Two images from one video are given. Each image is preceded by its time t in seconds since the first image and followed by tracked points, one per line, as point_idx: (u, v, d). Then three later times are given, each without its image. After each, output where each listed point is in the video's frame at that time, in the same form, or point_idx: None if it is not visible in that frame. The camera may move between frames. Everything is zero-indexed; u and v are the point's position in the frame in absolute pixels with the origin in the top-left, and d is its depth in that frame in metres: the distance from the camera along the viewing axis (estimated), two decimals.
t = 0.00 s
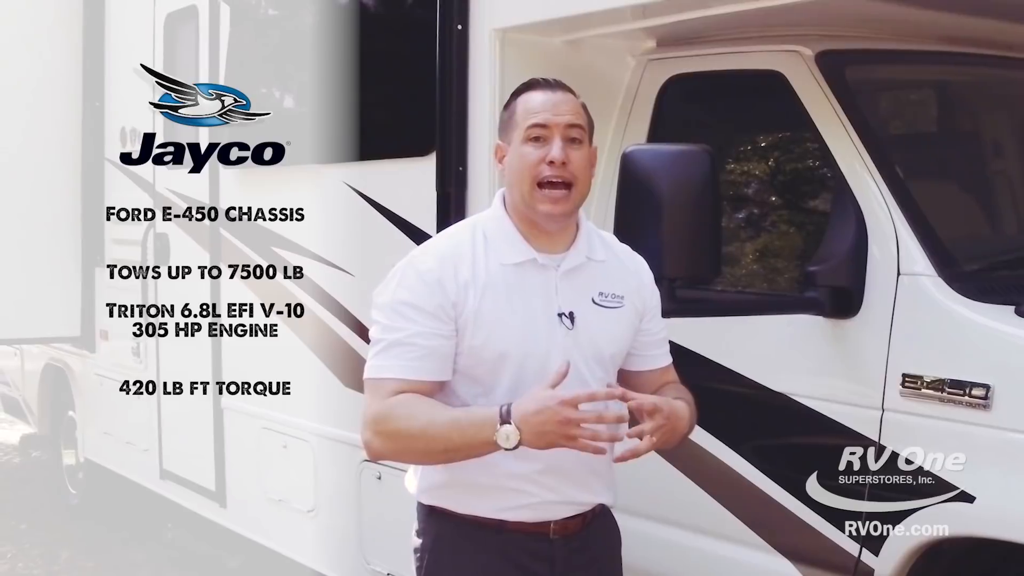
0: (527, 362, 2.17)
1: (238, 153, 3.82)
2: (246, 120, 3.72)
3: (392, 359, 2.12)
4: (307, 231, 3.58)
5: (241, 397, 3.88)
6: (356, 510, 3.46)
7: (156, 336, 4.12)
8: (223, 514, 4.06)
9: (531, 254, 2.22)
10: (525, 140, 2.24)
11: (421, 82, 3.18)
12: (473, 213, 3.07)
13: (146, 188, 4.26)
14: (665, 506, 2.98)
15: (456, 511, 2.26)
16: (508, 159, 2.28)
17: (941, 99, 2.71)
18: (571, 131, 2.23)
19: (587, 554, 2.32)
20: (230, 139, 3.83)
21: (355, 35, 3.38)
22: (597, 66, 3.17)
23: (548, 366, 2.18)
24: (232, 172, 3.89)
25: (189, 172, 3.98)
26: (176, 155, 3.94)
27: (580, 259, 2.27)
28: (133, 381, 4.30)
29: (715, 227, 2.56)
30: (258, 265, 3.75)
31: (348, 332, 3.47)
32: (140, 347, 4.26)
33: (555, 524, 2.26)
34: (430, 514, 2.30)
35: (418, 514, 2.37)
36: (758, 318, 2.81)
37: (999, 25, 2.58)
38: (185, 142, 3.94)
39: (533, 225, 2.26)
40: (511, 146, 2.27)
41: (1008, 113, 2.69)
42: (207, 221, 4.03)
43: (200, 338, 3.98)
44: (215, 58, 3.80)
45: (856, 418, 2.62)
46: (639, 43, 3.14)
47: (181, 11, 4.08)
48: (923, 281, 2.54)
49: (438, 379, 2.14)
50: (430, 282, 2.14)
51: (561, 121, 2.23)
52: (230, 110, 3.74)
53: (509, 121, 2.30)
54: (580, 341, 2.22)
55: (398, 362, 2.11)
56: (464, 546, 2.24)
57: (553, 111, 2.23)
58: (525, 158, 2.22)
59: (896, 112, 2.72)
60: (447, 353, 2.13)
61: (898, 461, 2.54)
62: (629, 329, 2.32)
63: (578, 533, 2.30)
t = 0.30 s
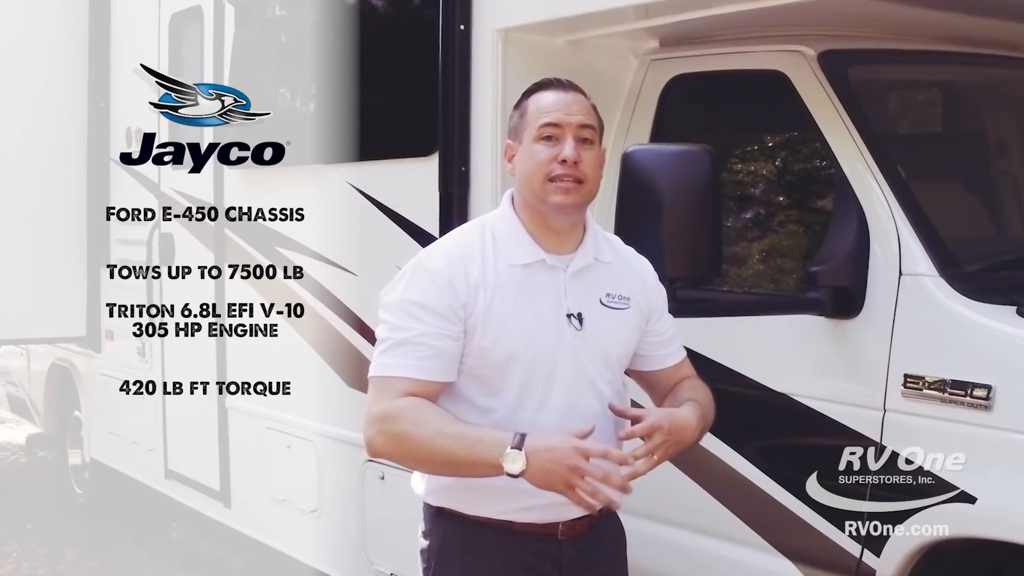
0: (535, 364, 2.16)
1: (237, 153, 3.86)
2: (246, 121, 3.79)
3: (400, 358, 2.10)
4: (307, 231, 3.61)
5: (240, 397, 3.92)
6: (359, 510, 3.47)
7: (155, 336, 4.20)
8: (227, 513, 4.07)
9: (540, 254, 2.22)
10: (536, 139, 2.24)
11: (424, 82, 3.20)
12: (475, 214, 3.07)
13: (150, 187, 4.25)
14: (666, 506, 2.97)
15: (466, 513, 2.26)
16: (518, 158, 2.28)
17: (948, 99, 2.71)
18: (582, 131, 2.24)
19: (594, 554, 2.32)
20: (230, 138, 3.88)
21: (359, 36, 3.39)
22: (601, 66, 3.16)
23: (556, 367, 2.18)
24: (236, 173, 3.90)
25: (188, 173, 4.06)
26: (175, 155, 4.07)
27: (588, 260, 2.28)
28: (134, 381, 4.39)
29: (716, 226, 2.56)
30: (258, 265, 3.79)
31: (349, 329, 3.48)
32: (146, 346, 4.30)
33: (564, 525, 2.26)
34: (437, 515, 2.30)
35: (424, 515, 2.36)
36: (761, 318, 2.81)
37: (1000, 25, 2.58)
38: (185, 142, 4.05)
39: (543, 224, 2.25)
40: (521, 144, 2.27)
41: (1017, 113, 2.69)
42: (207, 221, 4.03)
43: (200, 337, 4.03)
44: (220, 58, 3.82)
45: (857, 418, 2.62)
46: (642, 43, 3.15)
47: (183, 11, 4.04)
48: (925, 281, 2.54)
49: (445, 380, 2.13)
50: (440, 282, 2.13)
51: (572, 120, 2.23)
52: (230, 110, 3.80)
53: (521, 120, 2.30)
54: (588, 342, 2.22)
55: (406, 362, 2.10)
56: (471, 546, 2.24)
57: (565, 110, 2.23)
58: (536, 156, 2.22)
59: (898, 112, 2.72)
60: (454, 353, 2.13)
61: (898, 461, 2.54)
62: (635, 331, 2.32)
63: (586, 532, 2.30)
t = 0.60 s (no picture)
0: (544, 354, 2.15)
1: (238, 153, 3.88)
2: (245, 120, 3.80)
3: (410, 345, 2.06)
4: (307, 230, 3.62)
5: (240, 397, 3.94)
6: (360, 509, 3.47)
7: (156, 336, 4.21)
8: (229, 513, 4.08)
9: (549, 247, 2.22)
10: (542, 132, 2.25)
11: (425, 82, 3.19)
12: (475, 213, 3.07)
13: (151, 186, 4.26)
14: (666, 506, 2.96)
15: (476, 512, 2.23)
16: (523, 152, 2.28)
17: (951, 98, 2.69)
18: (587, 124, 2.25)
19: (602, 551, 2.32)
20: (230, 138, 3.90)
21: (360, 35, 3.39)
22: (601, 64, 3.15)
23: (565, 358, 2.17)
24: (238, 173, 3.91)
25: (189, 173, 4.07)
26: (176, 155, 4.07)
27: (594, 253, 2.28)
28: (134, 381, 4.41)
29: (715, 225, 2.55)
30: (258, 265, 3.80)
31: (349, 327, 3.49)
32: (149, 345, 4.31)
33: (574, 523, 2.25)
34: (445, 516, 2.28)
35: (430, 517, 2.34)
36: (762, 317, 2.81)
37: (1001, 23, 2.56)
38: (185, 142, 4.06)
39: (550, 218, 2.26)
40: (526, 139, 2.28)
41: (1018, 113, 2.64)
42: (207, 221, 4.04)
43: (200, 337, 4.04)
44: (223, 57, 3.82)
45: (857, 417, 2.61)
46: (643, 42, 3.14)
47: (186, 10, 4.05)
48: (925, 279, 2.54)
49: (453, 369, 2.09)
50: (452, 272, 2.12)
51: (577, 113, 2.25)
52: (230, 110, 3.81)
53: (524, 117, 2.31)
54: (596, 334, 2.22)
55: (415, 348, 2.05)
56: (481, 546, 2.22)
57: (570, 103, 2.25)
58: (542, 149, 2.23)
59: (898, 110, 2.71)
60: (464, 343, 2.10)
61: (898, 461, 2.54)
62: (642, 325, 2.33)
63: (594, 530, 2.31)
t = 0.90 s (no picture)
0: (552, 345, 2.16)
1: (237, 153, 3.88)
2: (246, 120, 3.77)
3: (427, 331, 2.05)
4: (307, 230, 3.63)
5: (240, 397, 3.94)
6: (359, 510, 3.47)
7: (156, 337, 4.21)
8: (230, 513, 4.09)
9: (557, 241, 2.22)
10: (544, 131, 2.24)
11: (425, 81, 3.19)
12: (473, 213, 3.07)
13: (154, 185, 4.29)
14: (664, 507, 2.95)
15: (483, 510, 2.21)
16: (524, 152, 2.27)
17: (955, 97, 2.68)
18: (588, 121, 2.24)
19: (608, 551, 2.30)
20: (230, 138, 3.90)
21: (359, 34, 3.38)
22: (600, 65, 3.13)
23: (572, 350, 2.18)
24: (242, 172, 3.92)
25: (189, 173, 4.08)
26: (176, 155, 4.06)
27: (597, 248, 2.28)
28: (136, 381, 4.43)
29: (714, 222, 2.54)
30: (258, 265, 3.80)
31: (349, 327, 3.49)
32: (150, 345, 4.31)
33: (581, 520, 2.23)
34: (452, 514, 2.26)
35: (436, 515, 2.32)
36: (761, 317, 2.80)
37: (1001, 22, 2.55)
38: (186, 142, 4.05)
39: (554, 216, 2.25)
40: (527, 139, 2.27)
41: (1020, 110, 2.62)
42: (207, 221, 4.09)
43: (200, 337, 4.02)
44: (223, 56, 3.81)
45: (857, 417, 2.59)
46: (643, 40, 3.12)
47: (187, 9, 4.09)
48: (925, 278, 2.52)
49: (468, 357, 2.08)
50: (461, 262, 2.12)
51: (578, 111, 2.24)
52: (230, 110, 3.79)
53: (525, 115, 2.30)
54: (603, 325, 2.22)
55: (433, 333, 2.04)
56: (486, 544, 2.21)
57: (570, 102, 2.24)
58: (543, 149, 2.21)
59: (897, 110, 2.71)
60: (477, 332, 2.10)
61: (898, 461, 2.52)
62: (647, 319, 2.34)
63: (602, 527, 2.29)
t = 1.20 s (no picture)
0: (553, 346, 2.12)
1: (238, 153, 3.87)
2: (246, 120, 3.79)
3: (422, 341, 2.07)
4: (307, 230, 3.63)
5: (241, 397, 3.96)
6: (360, 509, 3.47)
7: (156, 336, 4.25)
8: (232, 512, 4.09)
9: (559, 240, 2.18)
10: (541, 131, 2.22)
11: (424, 80, 3.18)
12: (472, 212, 3.07)
13: (156, 184, 4.28)
14: (663, 507, 2.94)
15: (480, 504, 2.21)
16: (524, 153, 2.26)
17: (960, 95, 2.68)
18: (585, 119, 2.21)
19: (608, 550, 2.29)
20: (230, 138, 3.89)
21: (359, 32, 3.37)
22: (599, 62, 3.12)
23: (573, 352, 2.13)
24: (241, 172, 3.91)
25: (189, 173, 4.08)
26: (176, 155, 4.09)
27: (605, 246, 2.23)
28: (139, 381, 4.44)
29: (711, 220, 2.53)
30: (258, 265, 3.82)
31: (349, 326, 3.49)
32: (153, 344, 4.32)
33: (579, 518, 2.22)
34: (450, 507, 2.26)
35: (437, 508, 2.33)
36: (760, 316, 2.78)
37: (1003, 18, 2.54)
38: (185, 142, 4.07)
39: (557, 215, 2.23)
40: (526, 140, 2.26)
41: None
42: (208, 221, 4.08)
43: (200, 337, 4.04)
44: (224, 55, 3.81)
45: (857, 417, 2.58)
46: (644, 38, 3.12)
47: (189, 7, 4.06)
48: (925, 277, 2.51)
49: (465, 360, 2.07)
50: (456, 264, 2.11)
51: (574, 109, 2.21)
52: (230, 110, 3.81)
53: (523, 116, 2.28)
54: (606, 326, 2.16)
55: (427, 344, 2.06)
56: (482, 540, 2.21)
57: (565, 100, 2.21)
58: (541, 150, 2.20)
59: (898, 108, 2.69)
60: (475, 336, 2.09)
61: (898, 461, 2.51)
62: (656, 319, 2.27)
63: (602, 527, 2.27)
